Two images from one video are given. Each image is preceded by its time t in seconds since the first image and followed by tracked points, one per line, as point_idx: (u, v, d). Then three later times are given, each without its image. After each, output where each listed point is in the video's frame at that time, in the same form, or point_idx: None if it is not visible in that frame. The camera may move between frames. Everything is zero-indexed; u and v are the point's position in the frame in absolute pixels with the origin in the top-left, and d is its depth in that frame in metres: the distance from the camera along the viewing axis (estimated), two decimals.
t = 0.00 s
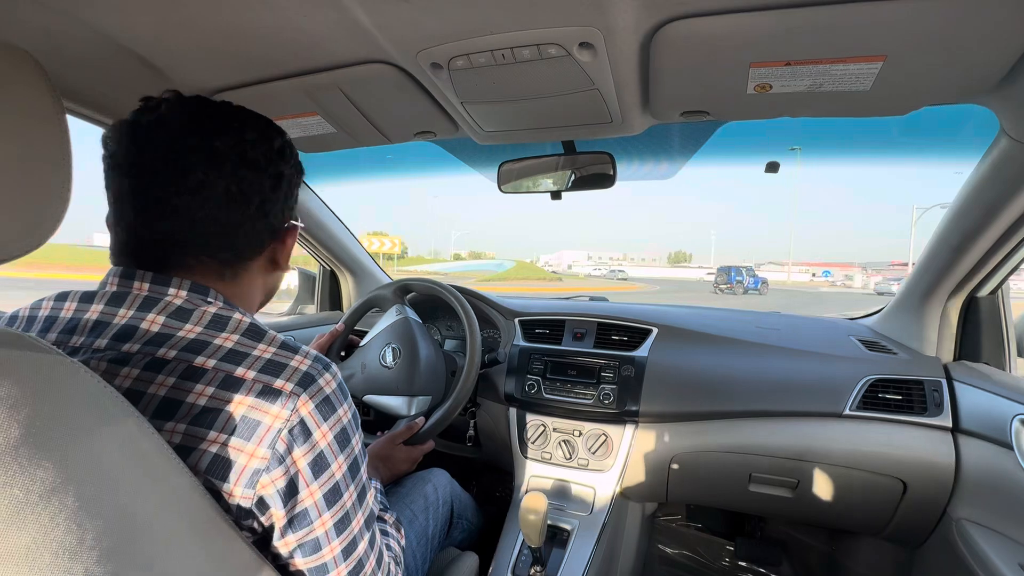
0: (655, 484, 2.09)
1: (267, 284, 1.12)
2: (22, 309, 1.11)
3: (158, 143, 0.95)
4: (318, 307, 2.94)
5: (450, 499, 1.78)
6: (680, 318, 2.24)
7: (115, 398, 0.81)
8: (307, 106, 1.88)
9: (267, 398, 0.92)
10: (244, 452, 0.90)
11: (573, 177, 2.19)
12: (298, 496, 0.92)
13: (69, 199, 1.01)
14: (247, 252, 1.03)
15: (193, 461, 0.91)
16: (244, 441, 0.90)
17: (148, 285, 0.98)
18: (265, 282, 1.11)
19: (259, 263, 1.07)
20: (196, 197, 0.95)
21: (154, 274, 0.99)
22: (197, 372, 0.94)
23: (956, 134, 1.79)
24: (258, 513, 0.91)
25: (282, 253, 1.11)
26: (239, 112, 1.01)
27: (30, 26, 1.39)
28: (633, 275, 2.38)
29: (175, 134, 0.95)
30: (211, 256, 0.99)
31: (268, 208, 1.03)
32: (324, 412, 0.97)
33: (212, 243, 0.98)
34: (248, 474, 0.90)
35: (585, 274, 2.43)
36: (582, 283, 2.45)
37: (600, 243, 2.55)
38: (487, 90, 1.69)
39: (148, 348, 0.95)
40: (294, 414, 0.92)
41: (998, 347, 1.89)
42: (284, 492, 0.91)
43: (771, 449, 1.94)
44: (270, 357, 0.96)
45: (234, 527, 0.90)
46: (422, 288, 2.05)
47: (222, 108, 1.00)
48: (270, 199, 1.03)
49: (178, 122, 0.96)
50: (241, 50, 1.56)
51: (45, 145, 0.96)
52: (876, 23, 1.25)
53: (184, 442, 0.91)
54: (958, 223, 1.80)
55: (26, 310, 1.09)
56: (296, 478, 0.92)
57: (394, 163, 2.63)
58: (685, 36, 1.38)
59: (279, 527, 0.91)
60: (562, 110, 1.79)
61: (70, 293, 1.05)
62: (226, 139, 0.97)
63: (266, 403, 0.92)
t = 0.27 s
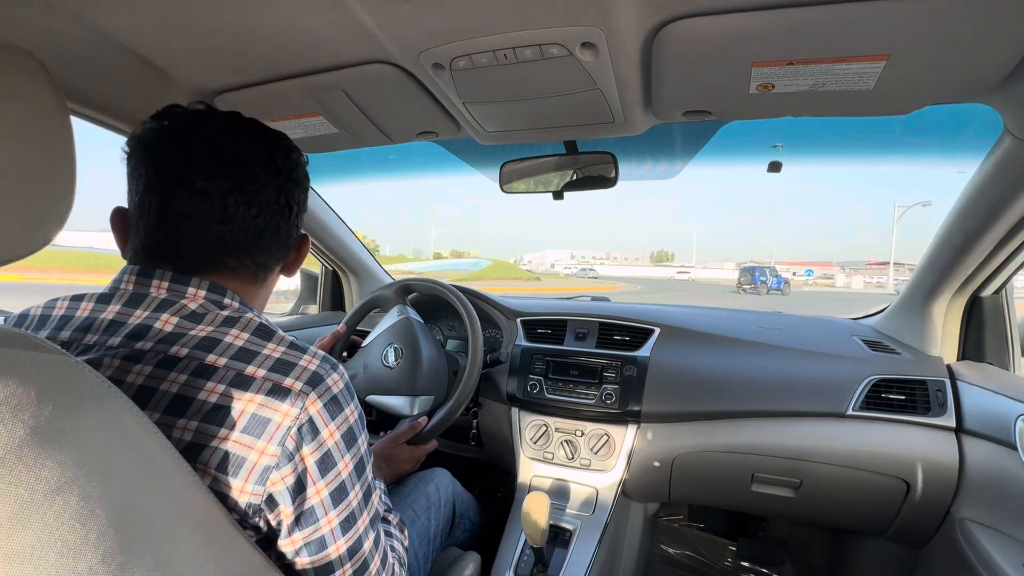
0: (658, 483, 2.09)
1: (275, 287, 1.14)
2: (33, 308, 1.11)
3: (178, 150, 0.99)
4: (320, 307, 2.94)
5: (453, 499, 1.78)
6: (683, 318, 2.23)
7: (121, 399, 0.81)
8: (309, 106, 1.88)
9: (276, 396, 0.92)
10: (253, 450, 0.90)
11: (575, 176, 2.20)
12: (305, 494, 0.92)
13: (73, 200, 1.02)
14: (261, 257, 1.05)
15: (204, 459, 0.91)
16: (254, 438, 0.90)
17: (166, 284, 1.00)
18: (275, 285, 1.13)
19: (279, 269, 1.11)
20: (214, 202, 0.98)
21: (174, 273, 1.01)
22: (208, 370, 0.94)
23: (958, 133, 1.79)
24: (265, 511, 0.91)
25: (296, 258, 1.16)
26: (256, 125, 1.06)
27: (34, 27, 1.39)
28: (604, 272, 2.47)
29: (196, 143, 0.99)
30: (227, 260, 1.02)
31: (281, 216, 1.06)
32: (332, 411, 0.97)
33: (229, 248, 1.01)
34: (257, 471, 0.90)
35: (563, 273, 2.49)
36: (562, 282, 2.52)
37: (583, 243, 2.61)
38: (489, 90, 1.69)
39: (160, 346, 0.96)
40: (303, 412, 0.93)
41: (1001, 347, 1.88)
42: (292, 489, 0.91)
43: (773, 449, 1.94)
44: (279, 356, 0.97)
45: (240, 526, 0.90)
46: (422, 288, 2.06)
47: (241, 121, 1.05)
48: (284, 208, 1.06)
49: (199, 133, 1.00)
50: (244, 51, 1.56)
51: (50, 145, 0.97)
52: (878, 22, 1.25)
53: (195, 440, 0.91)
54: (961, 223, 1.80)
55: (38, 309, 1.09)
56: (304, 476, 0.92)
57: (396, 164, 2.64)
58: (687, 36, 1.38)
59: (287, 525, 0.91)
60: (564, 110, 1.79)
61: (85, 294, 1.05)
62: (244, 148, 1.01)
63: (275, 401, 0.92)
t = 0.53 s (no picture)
0: (659, 483, 2.09)
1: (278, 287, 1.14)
2: (37, 305, 1.11)
3: (183, 149, 0.99)
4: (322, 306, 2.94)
5: (455, 498, 1.78)
6: (685, 317, 2.23)
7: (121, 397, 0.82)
8: (311, 104, 1.88)
9: (278, 394, 0.92)
10: (256, 448, 0.90)
11: (577, 175, 2.20)
12: (307, 492, 0.92)
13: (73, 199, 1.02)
14: (264, 256, 1.05)
15: (206, 457, 0.91)
16: (256, 436, 0.90)
17: (170, 283, 1.00)
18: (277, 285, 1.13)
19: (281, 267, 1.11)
20: (217, 200, 0.97)
21: (177, 271, 1.00)
22: (210, 368, 0.94)
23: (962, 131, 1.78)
24: (267, 509, 0.92)
25: (298, 258, 1.16)
26: (260, 124, 1.06)
27: (36, 26, 1.40)
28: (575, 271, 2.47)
29: (200, 141, 0.99)
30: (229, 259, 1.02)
31: (284, 215, 1.06)
32: (334, 409, 0.97)
33: (232, 246, 1.01)
34: (259, 469, 0.90)
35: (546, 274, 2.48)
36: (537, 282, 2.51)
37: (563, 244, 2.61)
38: (491, 88, 1.68)
39: (164, 343, 0.96)
40: (305, 411, 0.92)
41: (1005, 346, 1.87)
42: (294, 487, 0.91)
43: (775, 448, 1.93)
44: (282, 355, 0.97)
45: (241, 523, 0.90)
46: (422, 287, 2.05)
47: (245, 121, 1.05)
48: (287, 207, 1.06)
49: (204, 131, 1.00)
50: (246, 49, 1.56)
51: (52, 144, 0.97)
52: (882, 19, 1.24)
53: (197, 437, 0.92)
54: (964, 222, 1.79)
55: (41, 307, 1.09)
56: (305, 474, 0.92)
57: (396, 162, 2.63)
58: (689, 34, 1.37)
59: (288, 523, 0.91)
60: (566, 109, 1.78)
61: (89, 292, 1.06)
62: (248, 148, 1.01)
63: (277, 398, 0.92)
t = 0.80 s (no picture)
0: (660, 483, 2.09)
1: (281, 286, 1.14)
2: (39, 304, 1.12)
3: (185, 147, 0.99)
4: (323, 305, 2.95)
5: (458, 498, 1.78)
6: (686, 317, 2.23)
7: (124, 396, 0.82)
8: (313, 104, 1.88)
9: (279, 395, 0.92)
10: (255, 449, 0.90)
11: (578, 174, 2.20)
12: (306, 494, 0.92)
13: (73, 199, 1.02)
14: (267, 253, 1.05)
15: (206, 457, 0.92)
16: (256, 437, 0.91)
17: (169, 283, 1.00)
18: (280, 283, 1.13)
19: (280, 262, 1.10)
20: (221, 202, 0.98)
21: (176, 270, 1.01)
22: (211, 368, 0.94)
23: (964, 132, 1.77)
24: (267, 510, 0.92)
25: (300, 254, 1.14)
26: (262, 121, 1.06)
27: (39, 26, 1.40)
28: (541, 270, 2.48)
29: (203, 139, 0.99)
30: (233, 256, 1.02)
31: (287, 211, 1.06)
32: (334, 411, 0.97)
33: (235, 243, 1.01)
34: (259, 471, 0.91)
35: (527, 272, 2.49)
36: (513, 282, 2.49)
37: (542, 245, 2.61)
38: (492, 88, 1.68)
39: (165, 344, 0.96)
40: (305, 412, 0.92)
41: (1007, 346, 1.86)
42: (293, 489, 0.91)
43: (776, 449, 1.93)
44: (282, 356, 0.97)
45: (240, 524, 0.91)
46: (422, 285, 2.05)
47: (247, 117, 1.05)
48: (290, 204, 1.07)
49: (205, 128, 1.00)
50: (248, 48, 1.56)
51: (55, 143, 0.97)
52: (885, 18, 1.23)
53: (198, 438, 0.93)
54: (967, 222, 1.79)
55: (43, 305, 1.10)
56: (304, 476, 0.92)
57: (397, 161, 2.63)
58: (691, 33, 1.37)
59: (287, 525, 0.92)
60: (568, 108, 1.78)
61: (90, 291, 1.05)
62: (251, 145, 1.01)
63: (278, 400, 0.92)
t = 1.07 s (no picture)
0: (660, 483, 2.09)
1: (277, 283, 1.11)
2: (40, 303, 1.12)
3: (155, 144, 0.97)
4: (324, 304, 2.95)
5: (460, 498, 1.79)
6: (686, 317, 2.23)
7: (126, 397, 0.83)
8: (314, 103, 1.89)
9: (279, 399, 0.92)
10: (255, 453, 0.91)
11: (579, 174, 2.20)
12: (307, 498, 0.93)
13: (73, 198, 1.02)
14: (244, 248, 1.01)
15: (206, 460, 0.93)
16: (256, 441, 0.91)
17: (165, 284, 0.99)
18: (273, 280, 1.10)
19: (263, 258, 1.06)
20: (208, 204, 0.95)
21: (172, 272, 1.00)
22: (211, 372, 0.94)
23: (964, 132, 1.77)
24: (267, 514, 0.93)
25: (286, 248, 1.08)
26: (234, 108, 1.01)
27: (42, 25, 1.40)
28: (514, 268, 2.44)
29: (171, 133, 0.96)
30: (211, 255, 1.00)
31: (261, 203, 1.00)
32: (335, 414, 0.97)
33: (209, 239, 0.98)
34: (258, 475, 0.91)
35: (507, 269, 2.46)
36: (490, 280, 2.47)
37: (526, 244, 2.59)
38: (493, 88, 1.68)
39: (165, 346, 0.96)
40: (305, 416, 0.93)
41: (1008, 346, 1.87)
42: (293, 493, 0.92)
43: (777, 448, 1.93)
44: (282, 359, 0.97)
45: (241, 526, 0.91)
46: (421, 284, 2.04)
47: (218, 106, 1.00)
48: (265, 194, 1.00)
49: (174, 123, 0.97)
50: (249, 48, 1.57)
51: (57, 143, 0.97)
52: (886, 19, 1.24)
53: (198, 442, 0.93)
54: (967, 222, 1.79)
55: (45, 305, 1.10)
56: (305, 480, 0.92)
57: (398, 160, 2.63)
58: (692, 33, 1.37)
59: (288, 528, 0.93)
60: (569, 108, 1.78)
61: (89, 291, 1.06)
62: (216, 135, 0.96)
63: (278, 404, 0.92)
